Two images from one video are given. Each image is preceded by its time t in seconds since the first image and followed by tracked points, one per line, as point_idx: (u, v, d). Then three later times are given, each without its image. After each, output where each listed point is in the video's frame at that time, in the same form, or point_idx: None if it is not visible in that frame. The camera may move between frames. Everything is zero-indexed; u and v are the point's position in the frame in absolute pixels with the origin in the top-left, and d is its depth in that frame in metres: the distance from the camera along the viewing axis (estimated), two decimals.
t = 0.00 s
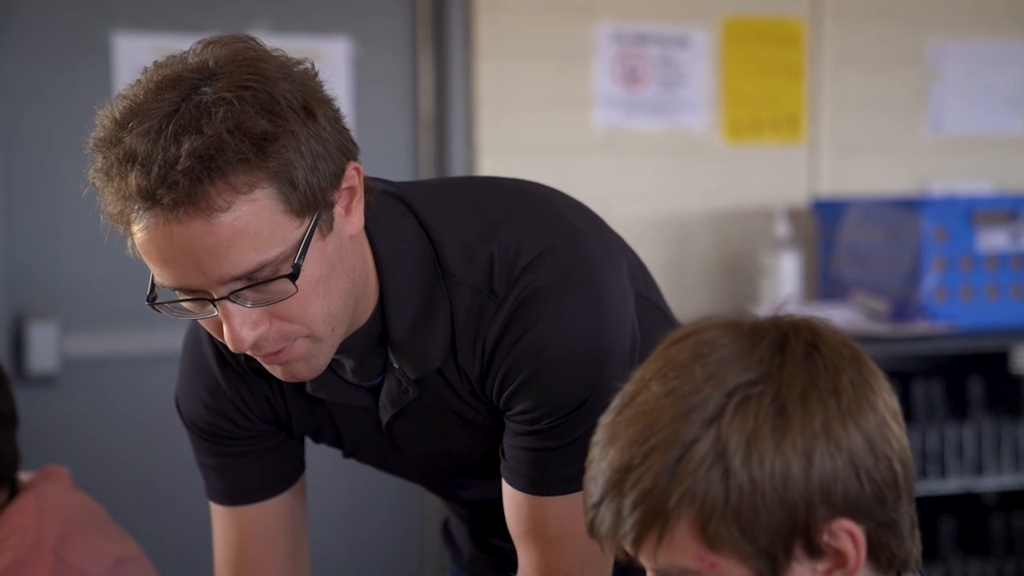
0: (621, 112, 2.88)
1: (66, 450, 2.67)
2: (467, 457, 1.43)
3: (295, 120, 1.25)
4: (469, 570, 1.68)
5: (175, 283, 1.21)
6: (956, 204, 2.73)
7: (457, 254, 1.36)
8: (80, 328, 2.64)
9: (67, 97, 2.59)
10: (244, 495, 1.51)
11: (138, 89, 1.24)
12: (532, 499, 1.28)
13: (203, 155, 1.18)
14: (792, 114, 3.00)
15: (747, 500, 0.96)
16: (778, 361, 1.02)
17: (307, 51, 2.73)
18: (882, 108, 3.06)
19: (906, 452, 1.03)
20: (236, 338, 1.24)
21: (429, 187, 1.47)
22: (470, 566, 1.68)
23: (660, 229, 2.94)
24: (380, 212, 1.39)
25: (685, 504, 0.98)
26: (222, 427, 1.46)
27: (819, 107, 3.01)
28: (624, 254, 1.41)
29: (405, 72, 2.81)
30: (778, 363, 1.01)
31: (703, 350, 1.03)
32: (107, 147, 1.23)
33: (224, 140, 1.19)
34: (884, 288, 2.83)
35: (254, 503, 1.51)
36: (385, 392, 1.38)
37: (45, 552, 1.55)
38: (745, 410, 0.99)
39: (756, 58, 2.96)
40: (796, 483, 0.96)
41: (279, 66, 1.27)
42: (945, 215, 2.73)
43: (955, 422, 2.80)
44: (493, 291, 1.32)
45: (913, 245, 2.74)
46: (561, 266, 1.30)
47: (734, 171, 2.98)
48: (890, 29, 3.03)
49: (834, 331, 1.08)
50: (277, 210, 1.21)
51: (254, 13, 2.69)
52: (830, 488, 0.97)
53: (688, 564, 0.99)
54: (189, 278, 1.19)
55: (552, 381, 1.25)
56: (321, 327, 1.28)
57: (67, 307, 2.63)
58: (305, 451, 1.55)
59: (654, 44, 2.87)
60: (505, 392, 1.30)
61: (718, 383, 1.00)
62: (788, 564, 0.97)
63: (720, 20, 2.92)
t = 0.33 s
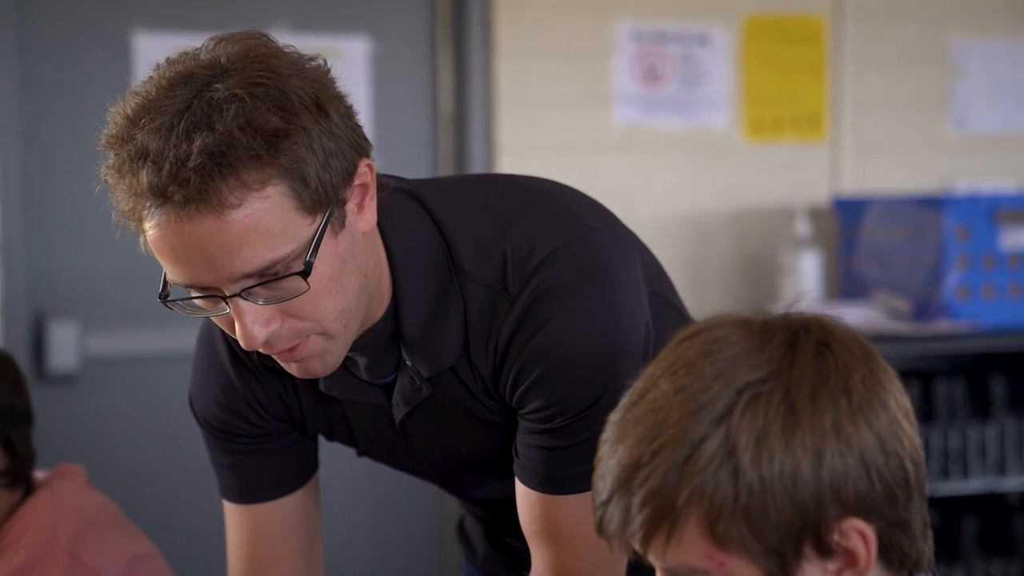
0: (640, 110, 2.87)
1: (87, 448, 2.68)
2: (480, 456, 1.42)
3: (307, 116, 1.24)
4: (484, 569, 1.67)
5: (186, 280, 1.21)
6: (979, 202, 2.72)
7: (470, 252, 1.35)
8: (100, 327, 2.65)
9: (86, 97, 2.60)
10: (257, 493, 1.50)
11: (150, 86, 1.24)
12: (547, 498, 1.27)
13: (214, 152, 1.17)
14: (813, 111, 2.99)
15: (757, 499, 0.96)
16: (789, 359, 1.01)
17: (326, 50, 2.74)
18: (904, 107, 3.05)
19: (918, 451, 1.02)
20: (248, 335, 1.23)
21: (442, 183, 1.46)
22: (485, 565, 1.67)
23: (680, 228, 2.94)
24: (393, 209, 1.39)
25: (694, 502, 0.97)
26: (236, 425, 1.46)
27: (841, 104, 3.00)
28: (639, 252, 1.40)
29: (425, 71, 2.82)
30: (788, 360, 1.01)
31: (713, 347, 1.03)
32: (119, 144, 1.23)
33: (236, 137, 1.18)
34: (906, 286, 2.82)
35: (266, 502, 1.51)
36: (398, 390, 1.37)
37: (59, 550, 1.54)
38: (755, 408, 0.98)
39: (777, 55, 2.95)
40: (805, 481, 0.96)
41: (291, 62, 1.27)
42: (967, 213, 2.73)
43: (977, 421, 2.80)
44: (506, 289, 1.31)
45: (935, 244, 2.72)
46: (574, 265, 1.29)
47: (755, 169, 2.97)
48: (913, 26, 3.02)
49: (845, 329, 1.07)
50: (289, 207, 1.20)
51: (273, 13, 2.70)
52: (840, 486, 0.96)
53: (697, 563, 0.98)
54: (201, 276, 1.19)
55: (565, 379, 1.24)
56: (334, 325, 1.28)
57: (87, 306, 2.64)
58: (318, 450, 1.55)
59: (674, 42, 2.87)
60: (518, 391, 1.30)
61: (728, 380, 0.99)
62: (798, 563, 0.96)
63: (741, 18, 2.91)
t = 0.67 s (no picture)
0: (659, 106, 2.88)
1: (104, 444, 2.68)
2: (490, 455, 1.41)
3: (316, 111, 1.23)
4: (496, 567, 1.66)
5: (194, 275, 1.20)
6: (999, 199, 2.71)
7: (479, 248, 1.33)
8: (118, 324, 2.66)
9: (105, 93, 2.61)
10: (267, 490, 1.50)
11: (158, 81, 1.23)
12: (557, 496, 1.26)
13: (221, 146, 1.17)
14: (834, 108, 2.99)
15: (763, 497, 0.93)
16: (796, 356, 0.98)
17: (343, 47, 2.74)
18: (924, 102, 3.05)
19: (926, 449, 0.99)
20: (257, 331, 1.23)
21: (451, 179, 1.44)
22: (497, 564, 1.66)
23: (698, 223, 2.94)
24: (401, 204, 1.37)
25: (700, 501, 0.94)
26: (246, 422, 1.45)
27: (862, 102, 3.00)
28: (651, 249, 1.38)
29: (443, 67, 2.82)
30: (795, 358, 0.98)
31: (719, 345, 1.00)
32: (127, 139, 1.22)
33: (244, 132, 1.18)
34: (925, 284, 2.80)
35: (277, 498, 1.51)
36: (407, 386, 1.35)
37: (69, 546, 1.56)
38: (762, 405, 0.95)
39: (797, 52, 2.95)
40: (814, 480, 0.93)
41: (300, 57, 1.26)
42: (988, 210, 2.71)
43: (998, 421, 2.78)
44: (516, 286, 1.29)
45: (956, 241, 2.72)
46: (585, 260, 1.27)
47: (774, 166, 2.98)
48: (934, 23, 3.03)
49: (853, 326, 1.05)
50: (297, 202, 1.19)
51: (291, 9, 2.70)
52: (848, 484, 0.93)
53: (704, 563, 0.95)
54: (208, 271, 1.19)
55: (575, 376, 1.23)
56: (343, 321, 1.27)
57: (104, 302, 2.65)
58: (329, 447, 1.54)
59: (693, 39, 2.87)
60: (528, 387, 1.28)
61: (734, 378, 0.97)
62: (806, 563, 0.94)
63: (760, 15, 2.92)
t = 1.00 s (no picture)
0: (675, 104, 2.90)
1: (119, 442, 2.69)
2: (499, 454, 1.39)
3: (321, 109, 1.23)
4: (505, 566, 1.65)
5: (198, 273, 1.20)
6: (1019, 198, 2.69)
7: (487, 246, 1.30)
8: (133, 321, 2.67)
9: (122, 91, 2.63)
10: (274, 489, 1.49)
11: (163, 78, 1.23)
12: (564, 495, 1.22)
13: (225, 144, 1.16)
14: (852, 107, 3.02)
15: (766, 500, 0.90)
16: (799, 356, 0.95)
17: (360, 46, 2.76)
18: (939, 100, 3.08)
19: (932, 449, 0.97)
20: (261, 329, 1.22)
21: (461, 178, 1.41)
22: (507, 564, 1.65)
23: (715, 222, 2.96)
24: (408, 203, 1.34)
25: (702, 504, 0.92)
26: (253, 421, 1.44)
27: (880, 99, 3.04)
28: (662, 247, 1.34)
29: (459, 66, 2.84)
30: (797, 358, 0.95)
31: (720, 346, 0.97)
32: (132, 137, 1.22)
33: (248, 130, 1.17)
34: (944, 284, 2.78)
35: (284, 498, 1.50)
36: (415, 385, 1.34)
37: (76, 545, 1.56)
38: (764, 408, 0.92)
39: (814, 50, 2.98)
40: (816, 484, 0.90)
41: (306, 54, 1.25)
42: (1006, 209, 2.69)
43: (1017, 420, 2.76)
44: (523, 284, 1.26)
45: (974, 240, 2.70)
46: (594, 258, 1.24)
47: (791, 163, 3.01)
48: (951, 21, 3.06)
49: (857, 326, 1.01)
50: (301, 201, 1.19)
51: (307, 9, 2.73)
52: (851, 487, 0.90)
53: (705, 566, 0.93)
54: (212, 269, 1.18)
55: (583, 374, 1.19)
56: (349, 318, 1.26)
57: (119, 300, 2.66)
58: (337, 446, 1.53)
59: (710, 37, 2.90)
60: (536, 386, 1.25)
61: (736, 380, 0.94)
62: (809, 566, 0.91)
63: (778, 12, 2.94)
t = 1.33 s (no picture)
0: (692, 105, 2.91)
1: (135, 440, 2.70)
2: (505, 455, 1.38)
3: (326, 111, 1.22)
4: (513, 567, 1.64)
5: (203, 277, 1.19)
6: None
7: (493, 247, 1.29)
8: (148, 320, 2.68)
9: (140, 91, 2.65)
10: (282, 490, 1.49)
11: (167, 81, 1.22)
12: (568, 497, 1.21)
13: (229, 148, 1.16)
14: (871, 107, 3.03)
15: (768, 505, 0.90)
16: (801, 360, 0.94)
17: (377, 45, 2.78)
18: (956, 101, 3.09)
19: (936, 453, 0.96)
20: (267, 333, 1.21)
21: (467, 179, 1.41)
22: (514, 565, 1.64)
23: (734, 224, 2.98)
24: (414, 204, 1.33)
25: (703, 509, 0.91)
26: (260, 422, 1.44)
27: (899, 100, 3.04)
28: (671, 247, 1.33)
29: (475, 67, 2.86)
30: (799, 362, 0.94)
31: (722, 349, 0.96)
32: (136, 140, 1.21)
33: (252, 134, 1.17)
34: (961, 284, 2.77)
35: (291, 498, 1.50)
36: (421, 387, 1.33)
37: (84, 545, 1.55)
38: (765, 412, 0.91)
39: (832, 49, 2.98)
40: (819, 488, 0.89)
41: (310, 56, 1.25)
42: None
43: None
44: (529, 286, 1.25)
45: (993, 240, 2.69)
46: (599, 258, 1.23)
47: (808, 164, 3.02)
48: (970, 21, 3.08)
49: (861, 329, 1.00)
50: (307, 203, 1.18)
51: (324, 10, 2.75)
52: (854, 491, 0.89)
53: (707, 571, 0.92)
54: (217, 273, 1.18)
55: (589, 377, 1.18)
56: (355, 323, 1.25)
57: (135, 300, 2.67)
58: (344, 447, 1.52)
59: (727, 36, 2.91)
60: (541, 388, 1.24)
61: (737, 383, 0.93)
62: (812, 571, 0.91)
63: (796, 12, 2.95)
